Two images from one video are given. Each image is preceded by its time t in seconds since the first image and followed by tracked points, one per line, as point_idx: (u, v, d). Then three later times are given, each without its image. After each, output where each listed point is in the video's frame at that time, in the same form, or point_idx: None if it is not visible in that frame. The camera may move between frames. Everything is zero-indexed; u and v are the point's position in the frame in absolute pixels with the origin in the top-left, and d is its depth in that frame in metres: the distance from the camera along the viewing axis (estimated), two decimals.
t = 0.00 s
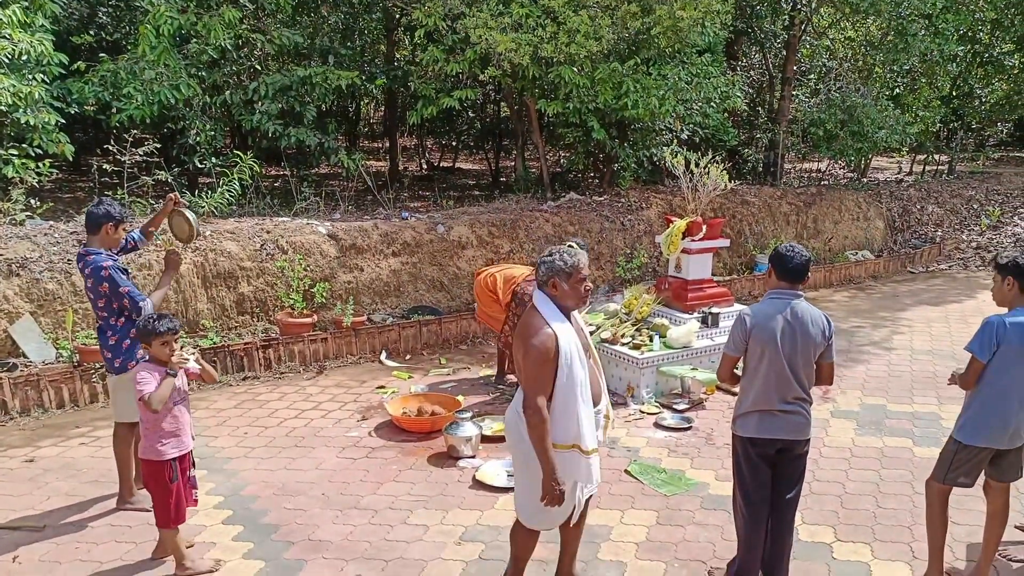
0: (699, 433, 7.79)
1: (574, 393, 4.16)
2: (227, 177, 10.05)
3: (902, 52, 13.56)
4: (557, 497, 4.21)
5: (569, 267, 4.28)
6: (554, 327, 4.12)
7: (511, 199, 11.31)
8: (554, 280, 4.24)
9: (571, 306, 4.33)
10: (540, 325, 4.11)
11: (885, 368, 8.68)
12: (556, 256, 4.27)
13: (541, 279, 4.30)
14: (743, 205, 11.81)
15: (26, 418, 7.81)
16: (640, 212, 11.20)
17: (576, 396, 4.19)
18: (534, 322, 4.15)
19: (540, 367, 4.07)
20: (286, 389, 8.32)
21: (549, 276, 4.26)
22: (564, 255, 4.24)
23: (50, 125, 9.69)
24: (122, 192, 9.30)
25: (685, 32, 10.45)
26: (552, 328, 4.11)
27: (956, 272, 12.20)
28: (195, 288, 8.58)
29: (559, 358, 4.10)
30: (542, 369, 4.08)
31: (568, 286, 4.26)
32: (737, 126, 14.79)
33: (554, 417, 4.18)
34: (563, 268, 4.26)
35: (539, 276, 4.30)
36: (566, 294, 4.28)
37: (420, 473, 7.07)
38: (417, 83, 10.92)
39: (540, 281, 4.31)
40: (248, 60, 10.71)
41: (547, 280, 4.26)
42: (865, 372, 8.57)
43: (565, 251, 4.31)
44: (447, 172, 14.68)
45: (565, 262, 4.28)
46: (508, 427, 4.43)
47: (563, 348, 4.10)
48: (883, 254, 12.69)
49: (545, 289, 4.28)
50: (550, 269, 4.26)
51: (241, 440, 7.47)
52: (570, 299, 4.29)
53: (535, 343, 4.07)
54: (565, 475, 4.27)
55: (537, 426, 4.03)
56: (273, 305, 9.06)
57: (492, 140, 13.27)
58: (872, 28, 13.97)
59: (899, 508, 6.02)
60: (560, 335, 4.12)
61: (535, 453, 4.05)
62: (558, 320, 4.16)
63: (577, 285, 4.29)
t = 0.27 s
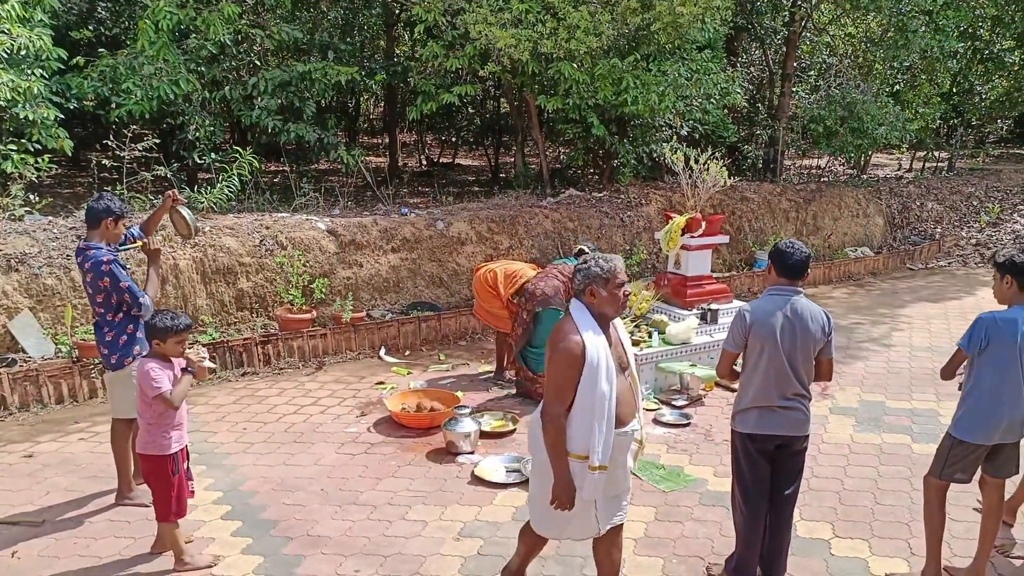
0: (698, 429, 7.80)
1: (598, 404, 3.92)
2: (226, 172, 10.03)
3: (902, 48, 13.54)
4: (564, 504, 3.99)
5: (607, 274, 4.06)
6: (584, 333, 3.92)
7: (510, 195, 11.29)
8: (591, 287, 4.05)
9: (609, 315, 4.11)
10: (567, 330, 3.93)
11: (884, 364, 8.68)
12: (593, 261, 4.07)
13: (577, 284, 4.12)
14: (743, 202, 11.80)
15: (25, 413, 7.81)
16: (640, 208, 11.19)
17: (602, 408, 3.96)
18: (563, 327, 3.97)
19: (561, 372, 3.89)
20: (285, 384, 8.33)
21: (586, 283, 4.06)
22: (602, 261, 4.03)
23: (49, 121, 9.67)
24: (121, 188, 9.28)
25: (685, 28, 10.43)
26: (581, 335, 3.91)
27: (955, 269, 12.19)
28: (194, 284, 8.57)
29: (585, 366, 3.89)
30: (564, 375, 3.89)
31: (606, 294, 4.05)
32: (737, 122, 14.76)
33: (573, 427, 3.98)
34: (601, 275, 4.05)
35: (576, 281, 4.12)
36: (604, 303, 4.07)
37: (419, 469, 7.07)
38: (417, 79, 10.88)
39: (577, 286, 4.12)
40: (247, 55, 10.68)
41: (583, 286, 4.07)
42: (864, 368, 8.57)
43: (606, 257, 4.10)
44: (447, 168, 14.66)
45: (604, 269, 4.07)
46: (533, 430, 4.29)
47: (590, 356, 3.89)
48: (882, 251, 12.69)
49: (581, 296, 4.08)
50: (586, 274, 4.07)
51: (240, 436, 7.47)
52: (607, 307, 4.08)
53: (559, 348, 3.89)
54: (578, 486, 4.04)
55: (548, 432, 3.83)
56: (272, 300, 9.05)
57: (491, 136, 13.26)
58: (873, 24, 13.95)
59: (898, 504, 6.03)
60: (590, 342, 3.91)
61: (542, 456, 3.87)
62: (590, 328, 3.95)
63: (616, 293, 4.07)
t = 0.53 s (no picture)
0: (698, 426, 7.80)
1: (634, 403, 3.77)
2: (226, 169, 10.02)
3: (903, 45, 13.52)
4: (596, 504, 3.84)
5: (659, 272, 3.91)
6: (626, 327, 3.80)
7: (510, 192, 11.29)
8: (641, 283, 3.92)
9: (657, 314, 3.96)
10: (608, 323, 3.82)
11: (884, 362, 8.68)
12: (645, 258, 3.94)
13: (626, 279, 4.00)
14: (743, 199, 11.79)
15: (24, 410, 7.81)
16: (640, 206, 11.17)
17: (639, 408, 3.80)
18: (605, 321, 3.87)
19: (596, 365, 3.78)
20: (285, 381, 8.32)
21: (636, 278, 3.93)
22: (653, 257, 3.89)
23: (48, 117, 9.65)
24: (120, 185, 9.27)
25: (685, 25, 10.43)
26: (622, 329, 3.79)
27: (955, 266, 12.18)
28: (193, 281, 8.57)
29: (622, 360, 3.76)
30: (599, 369, 3.78)
31: (656, 292, 3.91)
32: (737, 119, 14.76)
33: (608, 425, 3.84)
34: (651, 272, 3.91)
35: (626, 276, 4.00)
36: (653, 301, 3.93)
37: (419, 466, 7.07)
38: (417, 76, 10.88)
39: (627, 282, 3.99)
40: (246, 52, 10.68)
41: (630, 281, 3.95)
42: (864, 366, 8.57)
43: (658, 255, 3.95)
44: (446, 166, 14.64)
45: (655, 266, 3.92)
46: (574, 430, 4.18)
47: (629, 351, 3.75)
48: (883, 248, 12.68)
49: (630, 292, 3.96)
50: (636, 270, 3.94)
51: (240, 433, 7.47)
52: (656, 304, 3.94)
53: (597, 341, 3.79)
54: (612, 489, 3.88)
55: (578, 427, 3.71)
56: (272, 297, 9.04)
57: (491, 133, 13.25)
58: (873, 22, 13.94)
59: (897, 501, 6.03)
60: (630, 337, 3.77)
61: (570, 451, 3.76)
62: (632, 325, 3.82)
63: (665, 291, 3.92)
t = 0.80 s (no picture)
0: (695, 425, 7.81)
1: (686, 419, 3.56)
2: (224, 168, 10.00)
3: (897, 48, 13.49)
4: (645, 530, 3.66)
5: (705, 281, 3.68)
6: (671, 341, 3.57)
7: (508, 192, 11.29)
8: (686, 293, 3.69)
9: (705, 325, 3.74)
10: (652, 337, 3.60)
11: (882, 362, 8.70)
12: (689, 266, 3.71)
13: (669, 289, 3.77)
14: (741, 199, 11.82)
15: (21, 409, 7.78)
16: (638, 205, 11.19)
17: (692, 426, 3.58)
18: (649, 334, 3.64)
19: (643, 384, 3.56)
20: (282, 380, 8.32)
21: (681, 289, 3.70)
22: (698, 265, 3.66)
23: (45, 116, 9.63)
24: (117, 183, 9.25)
25: (683, 25, 10.46)
26: (669, 343, 3.56)
27: (952, 267, 12.22)
28: (191, 279, 8.55)
29: (671, 376, 3.55)
30: (647, 386, 3.56)
31: (703, 302, 3.68)
32: (735, 120, 14.80)
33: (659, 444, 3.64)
34: (697, 280, 3.68)
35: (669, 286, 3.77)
36: (699, 311, 3.71)
37: (416, 465, 7.07)
38: (415, 75, 10.89)
39: (671, 291, 3.76)
40: (244, 51, 10.68)
41: (675, 292, 3.72)
42: (862, 365, 8.58)
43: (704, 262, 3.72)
44: (445, 165, 14.64)
45: (701, 275, 3.69)
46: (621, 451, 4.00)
47: (677, 365, 3.54)
48: (879, 249, 12.72)
49: (674, 302, 3.73)
50: (679, 280, 3.71)
51: (237, 431, 7.46)
52: (702, 314, 3.71)
53: (642, 357, 3.56)
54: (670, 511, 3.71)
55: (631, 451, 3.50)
56: (269, 296, 9.03)
57: (489, 133, 13.26)
58: (870, 24, 13.98)
59: (894, 500, 6.04)
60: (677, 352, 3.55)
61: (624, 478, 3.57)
62: (677, 338, 3.60)
63: (713, 299, 3.69)
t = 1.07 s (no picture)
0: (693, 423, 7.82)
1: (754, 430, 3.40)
2: (224, 163, 9.98)
3: (899, 47, 13.56)
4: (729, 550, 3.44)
5: (765, 282, 3.54)
6: (732, 347, 3.42)
7: (508, 189, 11.28)
8: (746, 296, 3.54)
9: (765, 327, 3.58)
10: (710, 344, 3.44)
11: (880, 362, 8.71)
12: (744, 268, 3.56)
13: (725, 291, 3.62)
14: (740, 198, 11.83)
15: (18, 402, 7.77)
16: (637, 203, 11.18)
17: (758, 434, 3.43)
18: (707, 340, 3.48)
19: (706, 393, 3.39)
20: (281, 374, 8.32)
21: (741, 291, 3.55)
22: (758, 266, 3.52)
23: (44, 109, 9.60)
24: (116, 177, 9.22)
25: (684, 23, 10.46)
26: (731, 348, 3.40)
27: (950, 267, 12.24)
28: (190, 273, 8.54)
29: (736, 385, 3.38)
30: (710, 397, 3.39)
31: (764, 304, 3.53)
32: (735, 119, 14.80)
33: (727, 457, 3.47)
34: (757, 282, 3.53)
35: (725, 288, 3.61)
36: (760, 314, 3.55)
37: (414, 460, 7.06)
38: (416, 71, 10.88)
39: (728, 294, 3.62)
40: (244, 46, 10.67)
41: (732, 295, 3.57)
42: (860, 365, 8.59)
43: (761, 263, 3.58)
44: (445, 162, 14.63)
45: (760, 276, 3.54)
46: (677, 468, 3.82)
47: (741, 373, 3.38)
48: (878, 249, 12.73)
49: (732, 306, 3.58)
50: (736, 282, 3.57)
51: (235, 426, 7.45)
52: (762, 318, 3.56)
53: (703, 365, 3.40)
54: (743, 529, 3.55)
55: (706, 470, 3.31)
56: (268, 291, 9.01)
57: (489, 131, 13.25)
58: (871, 24, 13.99)
59: (892, 499, 6.05)
60: (740, 358, 3.40)
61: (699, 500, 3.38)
62: (739, 344, 3.44)
63: (774, 301, 3.55)
